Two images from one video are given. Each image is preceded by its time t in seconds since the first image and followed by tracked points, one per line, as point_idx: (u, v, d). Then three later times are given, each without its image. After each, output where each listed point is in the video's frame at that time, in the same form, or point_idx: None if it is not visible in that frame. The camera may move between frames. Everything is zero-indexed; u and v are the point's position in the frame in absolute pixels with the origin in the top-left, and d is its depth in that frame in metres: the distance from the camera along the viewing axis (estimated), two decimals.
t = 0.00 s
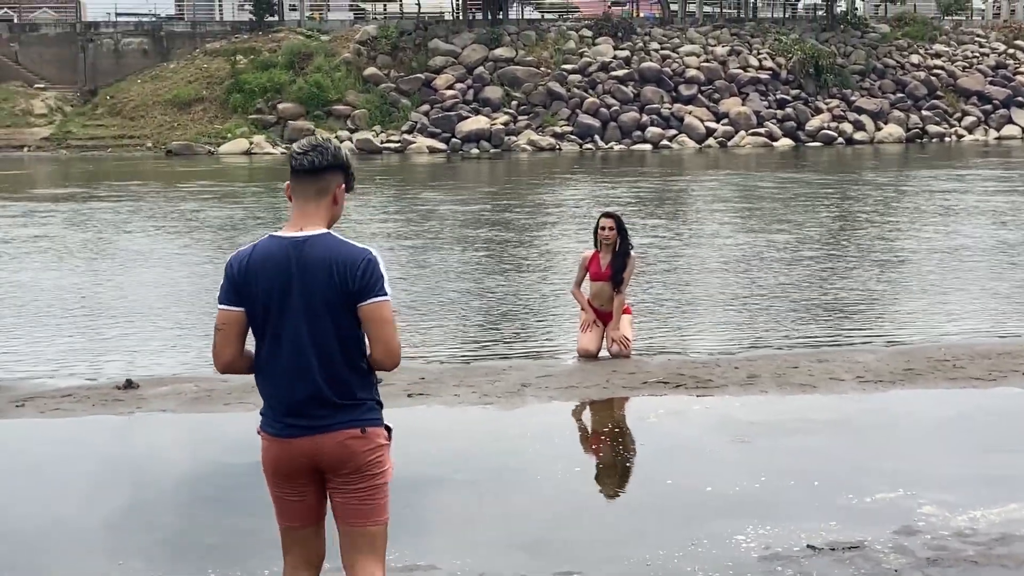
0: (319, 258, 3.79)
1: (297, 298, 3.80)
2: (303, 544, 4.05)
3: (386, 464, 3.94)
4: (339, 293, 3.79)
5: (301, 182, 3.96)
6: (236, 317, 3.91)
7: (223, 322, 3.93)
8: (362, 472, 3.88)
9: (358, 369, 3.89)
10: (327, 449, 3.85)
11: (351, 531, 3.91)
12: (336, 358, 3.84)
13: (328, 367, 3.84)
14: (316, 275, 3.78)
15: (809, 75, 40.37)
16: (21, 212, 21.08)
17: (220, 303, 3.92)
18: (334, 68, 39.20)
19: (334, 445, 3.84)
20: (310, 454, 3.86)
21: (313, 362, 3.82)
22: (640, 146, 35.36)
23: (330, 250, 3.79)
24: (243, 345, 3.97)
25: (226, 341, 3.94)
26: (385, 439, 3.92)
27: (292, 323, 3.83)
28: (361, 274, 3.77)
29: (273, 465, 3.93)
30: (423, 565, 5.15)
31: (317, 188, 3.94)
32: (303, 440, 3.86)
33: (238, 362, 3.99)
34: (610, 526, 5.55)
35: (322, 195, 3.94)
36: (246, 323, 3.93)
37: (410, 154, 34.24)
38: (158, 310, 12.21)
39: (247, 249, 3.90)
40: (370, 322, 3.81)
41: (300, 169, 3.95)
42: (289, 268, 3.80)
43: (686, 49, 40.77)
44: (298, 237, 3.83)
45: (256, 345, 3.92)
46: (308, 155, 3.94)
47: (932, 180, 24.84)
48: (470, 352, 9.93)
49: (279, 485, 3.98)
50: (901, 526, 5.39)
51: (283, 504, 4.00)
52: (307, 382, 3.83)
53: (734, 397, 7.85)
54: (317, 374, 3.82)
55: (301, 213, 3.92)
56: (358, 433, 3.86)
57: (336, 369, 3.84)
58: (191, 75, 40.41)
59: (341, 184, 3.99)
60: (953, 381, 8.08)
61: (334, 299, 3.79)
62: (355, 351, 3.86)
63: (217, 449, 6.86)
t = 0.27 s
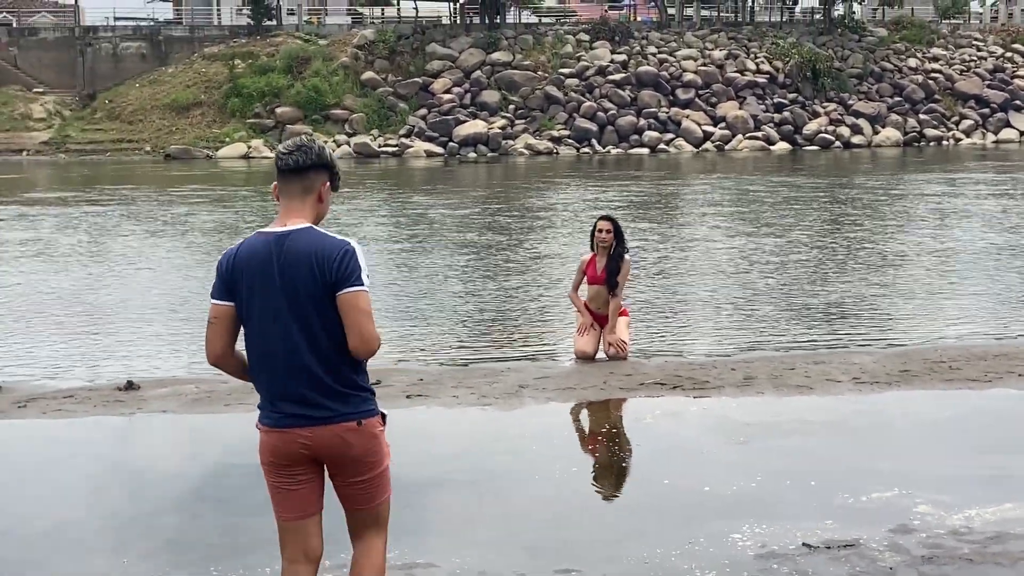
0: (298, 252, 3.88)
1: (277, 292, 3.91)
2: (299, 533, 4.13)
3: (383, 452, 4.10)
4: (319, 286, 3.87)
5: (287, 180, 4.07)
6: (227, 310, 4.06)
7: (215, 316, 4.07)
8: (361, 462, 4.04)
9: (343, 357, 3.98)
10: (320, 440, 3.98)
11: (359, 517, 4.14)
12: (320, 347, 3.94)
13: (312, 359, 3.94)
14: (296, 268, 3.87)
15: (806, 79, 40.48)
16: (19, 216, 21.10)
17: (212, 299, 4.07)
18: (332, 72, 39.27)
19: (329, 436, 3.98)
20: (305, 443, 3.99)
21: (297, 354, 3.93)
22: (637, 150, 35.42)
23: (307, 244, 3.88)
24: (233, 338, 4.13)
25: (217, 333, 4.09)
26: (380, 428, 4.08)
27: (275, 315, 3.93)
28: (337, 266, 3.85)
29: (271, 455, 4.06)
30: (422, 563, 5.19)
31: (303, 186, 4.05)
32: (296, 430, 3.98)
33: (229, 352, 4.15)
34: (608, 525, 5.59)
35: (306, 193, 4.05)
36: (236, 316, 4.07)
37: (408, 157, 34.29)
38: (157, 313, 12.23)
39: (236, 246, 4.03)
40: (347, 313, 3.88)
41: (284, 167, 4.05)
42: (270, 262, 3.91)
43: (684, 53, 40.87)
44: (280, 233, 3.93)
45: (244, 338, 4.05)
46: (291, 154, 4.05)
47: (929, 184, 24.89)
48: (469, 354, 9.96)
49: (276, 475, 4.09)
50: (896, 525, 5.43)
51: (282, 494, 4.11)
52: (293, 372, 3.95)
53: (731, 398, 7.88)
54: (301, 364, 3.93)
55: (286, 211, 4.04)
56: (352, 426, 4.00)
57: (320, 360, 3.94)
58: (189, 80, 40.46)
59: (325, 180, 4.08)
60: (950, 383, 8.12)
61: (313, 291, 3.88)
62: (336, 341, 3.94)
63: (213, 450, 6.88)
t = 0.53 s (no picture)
0: (302, 257, 3.92)
1: (280, 296, 3.94)
2: (294, 536, 4.14)
3: (376, 456, 4.13)
4: (323, 291, 3.93)
5: (285, 187, 4.10)
6: (225, 313, 4.05)
7: (212, 319, 4.07)
8: (356, 465, 4.07)
9: (343, 361, 4.04)
10: (316, 442, 4.01)
11: (352, 519, 4.14)
12: (321, 350, 4.00)
13: (314, 361, 3.99)
14: (299, 273, 3.92)
15: (800, 83, 40.58)
16: (14, 219, 21.09)
17: (208, 302, 4.06)
18: (327, 76, 39.28)
19: (325, 439, 4.02)
20: (301, 446, 4.01)
21: (300, 356, 3.98)
22: (631, 153, 35.46)
23: (311, 248, 3.93)
24: (229, 342, 4.12)
25: (213, 338, 4.08)
26: (374, 431, 4.11)
27: (276, 319, 3.96)
28: (342, 271, 3.91)
29: (267, 458, 4.07)
30: (416, 569, 5.18)
31: (302, 193, 4.08)
32: (294, 433, 4.01)
33: (223, 357, 4.14)
34: (602, 530, 5.58)
35: (307, 199, 4.08)
36: (233, 319, 4.07)
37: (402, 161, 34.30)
38: (152, 317, 12.22)
39: (235, 251, 4.05)
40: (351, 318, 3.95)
41: (285, 175, 4.08)
42: (273, 267, 3.94)
43: (678, 56, 40.94)
44: (281, 238, 3.97)
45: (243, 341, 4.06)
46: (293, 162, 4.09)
47: (922, 187, 24.93)
48: (463, 358, 9.97)
49: (271, 478, 4.10)
50: (890, 530, 5.44)
51: (277, 497, 4.11)
52: (295, 374, 3.99)
53: (726, 402, 7.88)
54: (304, 367, 3.98)
55: (285, 217, 4.06)
56: (348, 429, 4.03)
57: (323, 363, 4.00)
58: (184, 83, 40.48)
59: (324, 190, 4.12)
60: (943, 387, 8.13)
61: (317, 296, 3.93)
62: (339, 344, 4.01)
63: (209, 455, 6.87)
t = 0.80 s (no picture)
0: (317, 262, 3.97)
1: (294, 300, 3.98)
2: (295, 537, 4.13)
3: (378, 460, 4.17)
4: (337, 296, 3.98)
5: (300, 194, 4.14)
6: (236, 314, 4.06)
7: (223, 319, 4.07)
8: (358, 468, 4.10)
9: (351, 366, 4.09)
10: (322, 444, 4.04)
11: (350, 522, 4.17)
12: (331, 354, 4.04)
13: (325, 364, 4.03)
14: (313, 278, 3.96)
15: (793, 85, 40.65)
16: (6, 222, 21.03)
17: (220, 302, 4.07)
18: (319, 78, 39.25)
19: (331, 440, 4.04)
20: (306, 447, 4.03)
21: (310, 359, 4.01)
22: (624, 155, 35.49)
23: (326, 253, 3.98)
24: (239, 342, 4.13)
25: (224, 338, 4.09)
26: (377, 435, 4.15)
27: (288, 323, 3.99)
28: (357, 277, 3.96)
29: (271, 458, 4.08)
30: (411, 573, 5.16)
31: (316, 200, 4.12)
32: (301, 434, 4.03)
33: (233, 358, 4.15)
34: (595, 534, 5.57)
35: (320, 206, 4.12)
36: (243, 320, 4.08)
37: (395, 163, 34.28)
38: (144, 320, 12.20)
39: (247, 253, 4.07)
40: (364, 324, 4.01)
41: (301, 182, 4.13)
42: (288, 271, 3.97)
43: (671, 58, 40.97)
44: (296, 242, 4.01)
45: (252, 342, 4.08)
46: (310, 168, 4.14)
47: (915, 189, 24.96)
48: (456, 362, 9.96)
49: (273, 477, 4.10)
50: (883, 533, 5.45)
51: (279, 497, 4.11)
52: (303, 377, 4.02)
53: (718, 406, 7.89)
54: (313, 371, 4.01)
55: (300, 223, 4.10)
56: (353, 432, 4.07)
57: (332, 367, 4.04)
58: (176, 85, 40.41)
59: (339, 198, 4.17)
60: (936, 390, 8.15)
61: (331, 301, 3.98)
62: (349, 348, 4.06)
63: (205, 458, 6.86)
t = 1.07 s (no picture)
0: (342, 259, 4.09)
1: (317, 294, 4.10)
2: (308, 527, 4.27)
3: (390, 454, 4.30)
4: (358, 293, 4.11)
5: (330, 193, 4.27)
6: (258, 304, 4.18)
7: (247, 308, 4.19)
8: (369, 462, 4.24)
9: (369, 361, 4.22)
10: (337, 437, 4.16)
11: (358, 514, 4.31)
12: (349, 349, 4.16)
13: (344, 359, 4.16)
14: (336, 274, 4.09)
15: (786, 86, 40.72)
16: None
17: (245, 292, 4.18)
18: (313, 78, 39.21)
19: (347, 434, 4.17)
20: (322, 440, 4.16)
21: (329, 353, 4.13)
22: (617, 156, 35.50)
23: (352, 251, 4.11)
24: (261, 332, 4.25)
25: (246, 326, 4.21)
26: (390, 430, 4.28)
27: (310, 317, 4.12)
28: (379, 276, 4.09)
29: (286, 450, 4.21)
30: (406, 571, 5.16)
31: (345, 200, 4.26)
32: (318, 427, 4.16)
33: (255, 346, 4.28)
34: (590, 532, 5.58)
35: (349, 206, 4.25)
36: (266, 311, 4.19)
37: (388, 163, 34.25)
38: (137, 319, 12.17)
39: (274, 246, 4.20)
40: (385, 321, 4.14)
41: (333, 181, 4.27)
42: (313, 265, 4.10)
43: (664, 60, 41.03)
44: (322, 239, 4.14)
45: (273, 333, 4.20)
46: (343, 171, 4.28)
47: (908, 190, 25.01)
48: (449, 361, 9.96)
49: (288, 469, 4.23)
50: (877, 532, 5.46)
51: (292, 490, 4.25)
52: (321, 370, 4.14)
53: (712, 405, 7.90)
54: (332, 365, 4.13)
55: (329, 220, 4.23)
56: (368, 425, 4.19)
57: (351, 361, 4.16)
58: (169, 85, 40.35)
59: (368, 200, 4.29)
60: (929, 390, 8.17)
61: (353, 298, 4.11)
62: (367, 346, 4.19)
63: (202, 457, 6.87)
